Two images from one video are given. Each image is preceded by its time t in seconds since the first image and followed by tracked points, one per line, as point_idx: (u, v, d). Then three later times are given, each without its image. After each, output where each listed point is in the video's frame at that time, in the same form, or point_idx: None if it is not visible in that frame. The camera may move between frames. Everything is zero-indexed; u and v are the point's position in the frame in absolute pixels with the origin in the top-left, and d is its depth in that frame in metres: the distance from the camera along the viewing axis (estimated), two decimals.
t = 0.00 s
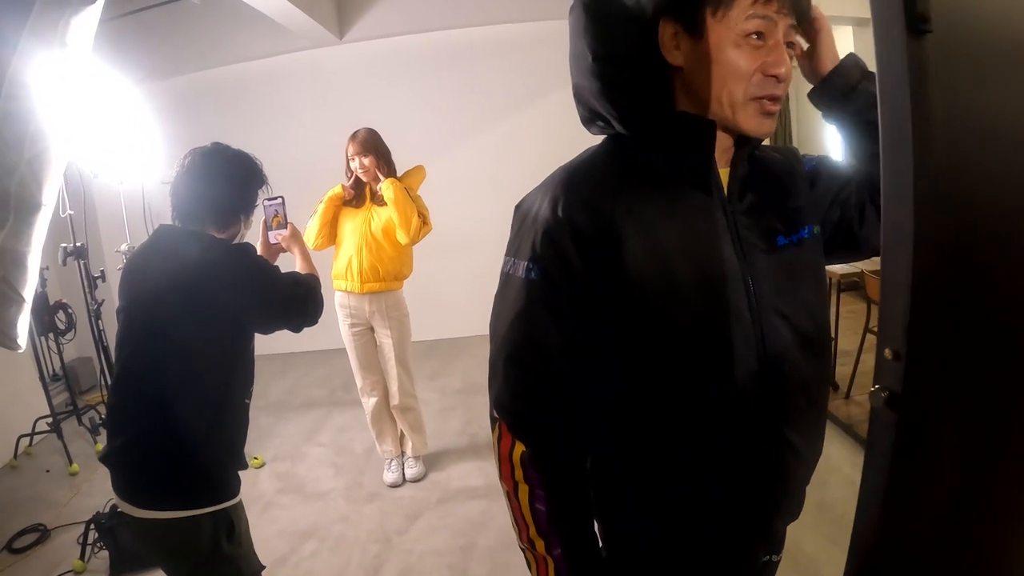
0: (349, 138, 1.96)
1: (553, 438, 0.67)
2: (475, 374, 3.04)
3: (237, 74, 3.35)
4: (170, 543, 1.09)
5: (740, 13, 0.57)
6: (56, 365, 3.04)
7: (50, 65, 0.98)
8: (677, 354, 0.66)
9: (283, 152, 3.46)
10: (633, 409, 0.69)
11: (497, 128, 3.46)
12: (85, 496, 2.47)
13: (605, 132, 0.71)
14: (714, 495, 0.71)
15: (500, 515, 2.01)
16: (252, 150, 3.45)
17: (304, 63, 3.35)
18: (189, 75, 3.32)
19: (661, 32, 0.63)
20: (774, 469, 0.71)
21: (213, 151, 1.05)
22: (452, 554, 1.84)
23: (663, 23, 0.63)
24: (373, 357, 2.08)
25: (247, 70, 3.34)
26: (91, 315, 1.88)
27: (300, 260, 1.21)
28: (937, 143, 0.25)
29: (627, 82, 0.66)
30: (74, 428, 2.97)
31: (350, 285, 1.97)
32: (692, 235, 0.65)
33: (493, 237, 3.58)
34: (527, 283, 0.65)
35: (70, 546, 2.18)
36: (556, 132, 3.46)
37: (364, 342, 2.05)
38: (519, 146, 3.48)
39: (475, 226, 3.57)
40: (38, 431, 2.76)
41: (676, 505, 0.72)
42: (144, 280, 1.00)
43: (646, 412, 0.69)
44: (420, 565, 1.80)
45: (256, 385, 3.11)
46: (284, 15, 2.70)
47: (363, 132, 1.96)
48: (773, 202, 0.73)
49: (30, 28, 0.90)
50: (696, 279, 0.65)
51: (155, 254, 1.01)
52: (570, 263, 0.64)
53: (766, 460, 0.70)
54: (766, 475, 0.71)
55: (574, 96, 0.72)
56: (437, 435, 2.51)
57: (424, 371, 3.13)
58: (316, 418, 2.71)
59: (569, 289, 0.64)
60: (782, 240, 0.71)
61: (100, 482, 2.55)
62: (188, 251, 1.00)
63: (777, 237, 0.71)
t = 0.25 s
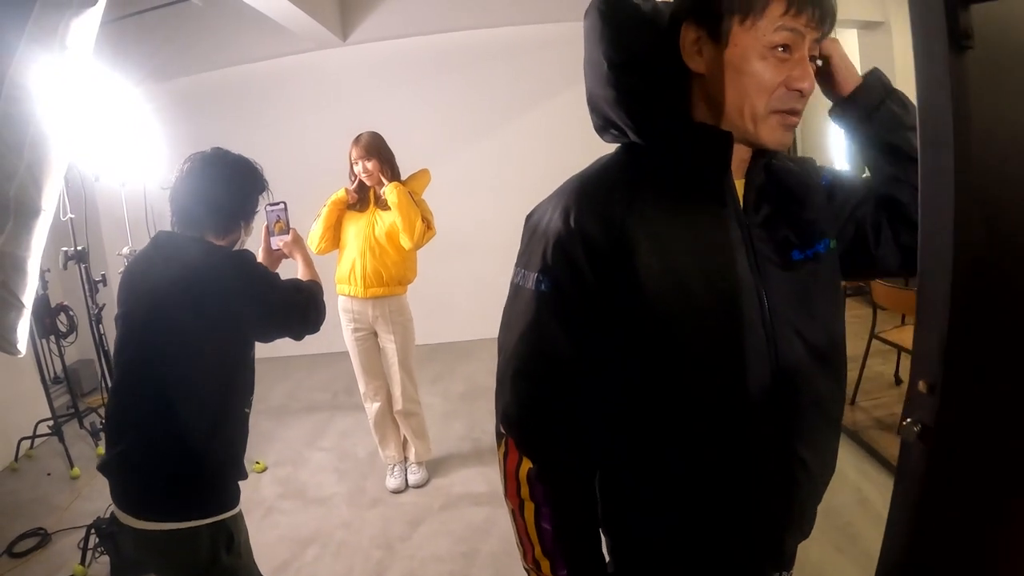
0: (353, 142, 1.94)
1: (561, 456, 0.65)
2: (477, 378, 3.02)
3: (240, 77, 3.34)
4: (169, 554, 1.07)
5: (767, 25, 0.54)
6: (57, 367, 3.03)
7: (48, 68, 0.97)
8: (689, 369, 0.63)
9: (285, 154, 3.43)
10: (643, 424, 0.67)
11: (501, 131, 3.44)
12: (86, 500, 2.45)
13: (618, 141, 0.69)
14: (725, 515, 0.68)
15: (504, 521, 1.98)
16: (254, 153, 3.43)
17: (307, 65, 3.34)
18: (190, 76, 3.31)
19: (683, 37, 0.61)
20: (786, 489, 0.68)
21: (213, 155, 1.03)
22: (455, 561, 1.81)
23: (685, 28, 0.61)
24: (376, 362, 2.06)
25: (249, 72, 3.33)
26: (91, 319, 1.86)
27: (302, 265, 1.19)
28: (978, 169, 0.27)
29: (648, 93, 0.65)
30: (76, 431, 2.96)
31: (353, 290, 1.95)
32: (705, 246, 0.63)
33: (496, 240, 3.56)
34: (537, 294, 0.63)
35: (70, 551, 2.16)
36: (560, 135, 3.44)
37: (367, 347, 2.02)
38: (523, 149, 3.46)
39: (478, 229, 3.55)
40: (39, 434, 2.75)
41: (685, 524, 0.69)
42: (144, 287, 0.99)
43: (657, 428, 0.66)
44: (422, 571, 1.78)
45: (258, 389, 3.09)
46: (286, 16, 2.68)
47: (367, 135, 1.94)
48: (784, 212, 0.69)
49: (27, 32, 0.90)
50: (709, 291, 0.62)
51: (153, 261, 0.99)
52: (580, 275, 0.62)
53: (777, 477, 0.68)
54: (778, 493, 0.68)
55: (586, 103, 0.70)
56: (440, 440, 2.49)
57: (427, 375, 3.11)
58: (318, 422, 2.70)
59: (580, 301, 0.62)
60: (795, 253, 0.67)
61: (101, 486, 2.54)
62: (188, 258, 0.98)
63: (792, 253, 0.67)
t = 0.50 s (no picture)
0: (355, 147, 1.91)
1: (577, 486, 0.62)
2: (481, 384, 2.99)
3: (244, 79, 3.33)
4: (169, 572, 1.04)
5: (821, 49, 0.55)
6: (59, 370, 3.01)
7: (47, 70, 0.94)
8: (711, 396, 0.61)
9: (289, 157, 3.42)
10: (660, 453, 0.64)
11: (506, 134, 3.41)
12: (87, 505, 2.44)
13: (633, 156, 0.67)
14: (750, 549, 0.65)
15: (508, 531, 1.96)
16: (258, 155, 3.42)
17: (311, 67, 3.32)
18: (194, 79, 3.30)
19: (729, 44, 0.58)
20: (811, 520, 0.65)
21: (217, 164, 1.01)
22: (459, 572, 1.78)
23: (734, 34, 0.58)
24: (380, 369, 2.03)
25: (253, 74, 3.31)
26: (92, 325, 1.84)
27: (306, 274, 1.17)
28: None
29: (670, 107, 0.63)
30: (77, 434, 2.94)
31: (357, 296, 1.93)
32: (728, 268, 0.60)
33: (501, 244, 3.53)
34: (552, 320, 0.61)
35: (70, 557, 2.14)
36: (566, 138, 3.42)
37: (371, 353, 2.00)
38: (528, 152, 3.43)
39: (483, 233, 3.52)
40: (41, 438, 2.73)
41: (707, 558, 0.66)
42: (145, 298, 0.96)
43: (677, 458, 0.63)
44: None
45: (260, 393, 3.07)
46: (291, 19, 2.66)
47: (370, 140, 1.91)
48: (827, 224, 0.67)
49: (23, 31, 0.86)
50: (733, 315, 0.60)
51: (155, 271, 0.96)
52: (598, 299, 0.59)
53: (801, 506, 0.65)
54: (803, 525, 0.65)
55: (600, 116, 0.67)
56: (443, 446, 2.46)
57: (430, 380, 3.09)
58: (321, 427, 2.67)
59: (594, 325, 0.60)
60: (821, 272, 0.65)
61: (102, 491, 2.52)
62: (189, 269, 0.96)
63: (813, 272, 0.64)
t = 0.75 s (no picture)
0: (357, 146, 1.85)
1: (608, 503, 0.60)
2: (487, 387, 2.95)
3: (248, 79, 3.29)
4: None
5: (872, 53, 0.58)
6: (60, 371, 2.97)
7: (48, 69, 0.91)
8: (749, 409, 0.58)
9: (293, 157, 3.38)
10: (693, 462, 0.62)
11: (513, 134, 3.37)
12: (88, 509, 2.40)
13: (668, 153, 0.64)
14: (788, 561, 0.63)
15: (517, 538, 1.92)
16: (261, 155, 3.39)
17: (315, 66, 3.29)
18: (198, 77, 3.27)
19: (778, 39, 0.58)
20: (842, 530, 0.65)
21: (225, 163, 0.98)
22: None
23: (786, 27, 0.58)
24: (388, 372, 2.00)
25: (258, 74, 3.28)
26: (94, 327, 1.80)
27: (316, 277, 1.13)
28: None
29: (706, 102, 0.60)
30: (78, 436, 2.91)
31: (365, 298, 1.89)
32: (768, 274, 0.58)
33: (507, 245, 3.49)
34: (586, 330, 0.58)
35: (70, 563, 2.11)
36: (572, 139, 3.38)
37: (378, 356, 1.96)
38: (535, 152, 3.39)
39: (489, 234, 3.48)
40: (41, 440, 2.70)
41: None
42: (149, 302, 0.93)
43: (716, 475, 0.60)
44: None
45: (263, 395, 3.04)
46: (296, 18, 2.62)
47: (371, 139, 1.85)
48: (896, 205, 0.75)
49: (22, 29, 0.83)
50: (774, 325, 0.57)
51: (159, 275, 0.93)
52: (633, 308, 0.57)
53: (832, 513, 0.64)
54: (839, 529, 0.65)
55: (634, 110, 0.65)
56: (449, 450, 2.42)
57: (436, 382, 3.05)
58: (326, 430, 2.64)
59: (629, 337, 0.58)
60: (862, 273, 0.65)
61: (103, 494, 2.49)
62: (194, 273, 0.92)
63: (853, 275, 0.65)
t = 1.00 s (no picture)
0: (360, 152, 1.78)
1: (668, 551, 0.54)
2: (496, 393, 2.89)
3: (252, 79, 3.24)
4: None
5: (948, 56, 0.50)
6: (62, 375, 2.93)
7: (47, 69, 0.90)
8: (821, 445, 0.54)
9: (298, 157, 3.32)
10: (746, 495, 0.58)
11: (522, 135, 3.31)
12: (90, 516, 2.35)
13: (725, 161, 0.59)
14: None
15: (530, 551, 1.85)
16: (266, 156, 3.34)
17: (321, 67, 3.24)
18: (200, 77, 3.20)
19: (847, 40, 0.51)
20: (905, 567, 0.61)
21: (234, 166, 0.92)
22: None
23: (857, 26, 0.50)
24: (397, 380, 1.94)
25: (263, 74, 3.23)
26: (95, 333, 1.75)
27: (329, 287, 1.08)
28: None
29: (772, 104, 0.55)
30: (80, 441, 2.86)
31: (374, 304, 1.84)
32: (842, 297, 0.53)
33: (515, 247, 3.43)
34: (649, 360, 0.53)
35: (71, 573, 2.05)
36: (582, 140, 3.32)
37: (388, 363, 1.91)
38: (544, 153, 3.33)
39: (497, 236, 3.42)
40: (43, 445, 2.65)
41: None
42: (156, 316, 0.88)
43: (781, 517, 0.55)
44: None
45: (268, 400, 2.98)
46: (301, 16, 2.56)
47: (374, 144, 1.78)
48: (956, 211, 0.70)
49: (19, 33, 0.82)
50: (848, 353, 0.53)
51: (166, 287, 0.88)
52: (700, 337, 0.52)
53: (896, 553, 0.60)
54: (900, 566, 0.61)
55: (689, 112, 0.59)
56: (459, 459, 2.36)
57: (444, 387, 3.00)
58: (332, 437, 2.58)
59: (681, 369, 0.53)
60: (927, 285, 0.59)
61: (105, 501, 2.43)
62: (202, 286, 0.87)
63: (917, 292, 0.59)
